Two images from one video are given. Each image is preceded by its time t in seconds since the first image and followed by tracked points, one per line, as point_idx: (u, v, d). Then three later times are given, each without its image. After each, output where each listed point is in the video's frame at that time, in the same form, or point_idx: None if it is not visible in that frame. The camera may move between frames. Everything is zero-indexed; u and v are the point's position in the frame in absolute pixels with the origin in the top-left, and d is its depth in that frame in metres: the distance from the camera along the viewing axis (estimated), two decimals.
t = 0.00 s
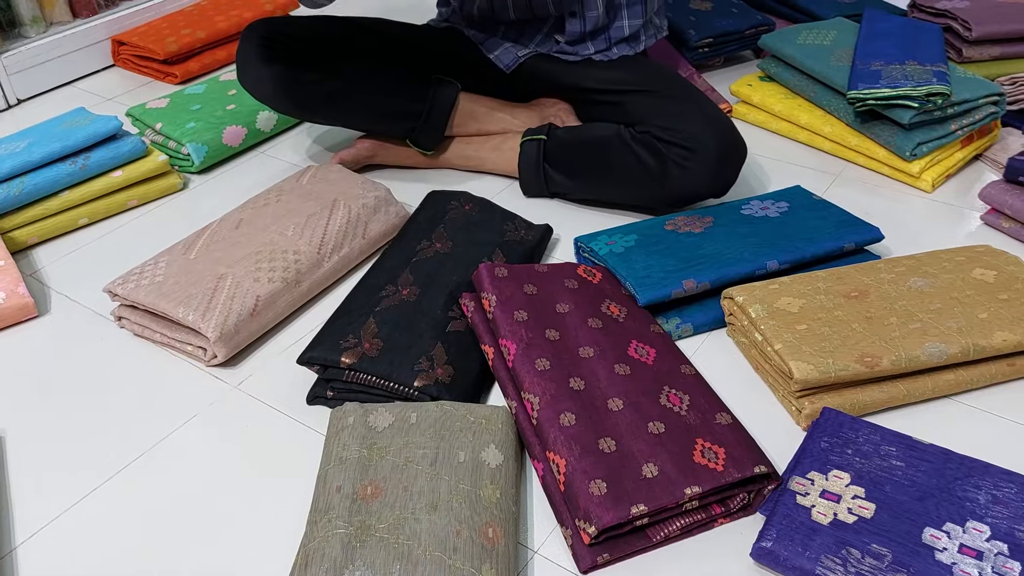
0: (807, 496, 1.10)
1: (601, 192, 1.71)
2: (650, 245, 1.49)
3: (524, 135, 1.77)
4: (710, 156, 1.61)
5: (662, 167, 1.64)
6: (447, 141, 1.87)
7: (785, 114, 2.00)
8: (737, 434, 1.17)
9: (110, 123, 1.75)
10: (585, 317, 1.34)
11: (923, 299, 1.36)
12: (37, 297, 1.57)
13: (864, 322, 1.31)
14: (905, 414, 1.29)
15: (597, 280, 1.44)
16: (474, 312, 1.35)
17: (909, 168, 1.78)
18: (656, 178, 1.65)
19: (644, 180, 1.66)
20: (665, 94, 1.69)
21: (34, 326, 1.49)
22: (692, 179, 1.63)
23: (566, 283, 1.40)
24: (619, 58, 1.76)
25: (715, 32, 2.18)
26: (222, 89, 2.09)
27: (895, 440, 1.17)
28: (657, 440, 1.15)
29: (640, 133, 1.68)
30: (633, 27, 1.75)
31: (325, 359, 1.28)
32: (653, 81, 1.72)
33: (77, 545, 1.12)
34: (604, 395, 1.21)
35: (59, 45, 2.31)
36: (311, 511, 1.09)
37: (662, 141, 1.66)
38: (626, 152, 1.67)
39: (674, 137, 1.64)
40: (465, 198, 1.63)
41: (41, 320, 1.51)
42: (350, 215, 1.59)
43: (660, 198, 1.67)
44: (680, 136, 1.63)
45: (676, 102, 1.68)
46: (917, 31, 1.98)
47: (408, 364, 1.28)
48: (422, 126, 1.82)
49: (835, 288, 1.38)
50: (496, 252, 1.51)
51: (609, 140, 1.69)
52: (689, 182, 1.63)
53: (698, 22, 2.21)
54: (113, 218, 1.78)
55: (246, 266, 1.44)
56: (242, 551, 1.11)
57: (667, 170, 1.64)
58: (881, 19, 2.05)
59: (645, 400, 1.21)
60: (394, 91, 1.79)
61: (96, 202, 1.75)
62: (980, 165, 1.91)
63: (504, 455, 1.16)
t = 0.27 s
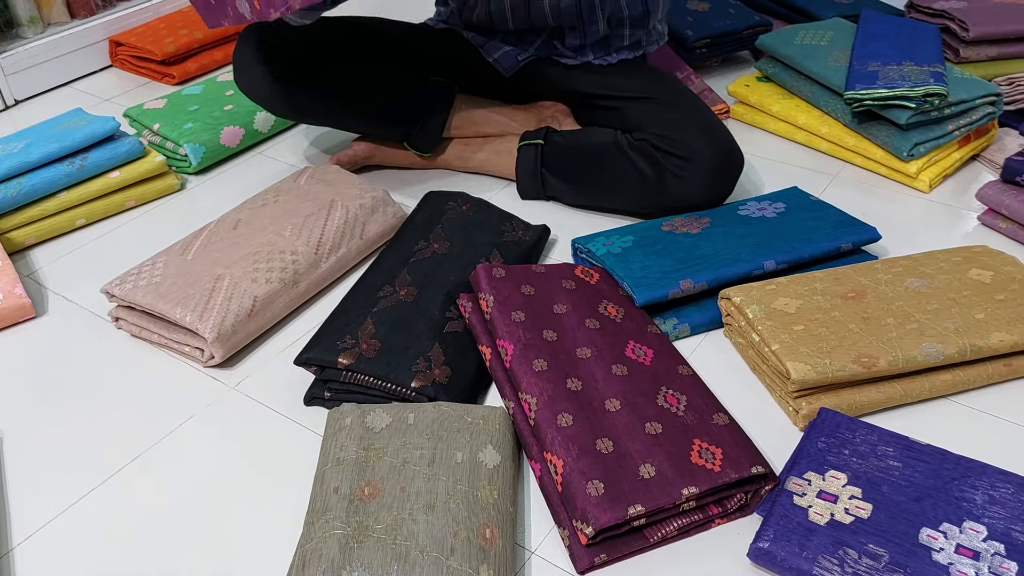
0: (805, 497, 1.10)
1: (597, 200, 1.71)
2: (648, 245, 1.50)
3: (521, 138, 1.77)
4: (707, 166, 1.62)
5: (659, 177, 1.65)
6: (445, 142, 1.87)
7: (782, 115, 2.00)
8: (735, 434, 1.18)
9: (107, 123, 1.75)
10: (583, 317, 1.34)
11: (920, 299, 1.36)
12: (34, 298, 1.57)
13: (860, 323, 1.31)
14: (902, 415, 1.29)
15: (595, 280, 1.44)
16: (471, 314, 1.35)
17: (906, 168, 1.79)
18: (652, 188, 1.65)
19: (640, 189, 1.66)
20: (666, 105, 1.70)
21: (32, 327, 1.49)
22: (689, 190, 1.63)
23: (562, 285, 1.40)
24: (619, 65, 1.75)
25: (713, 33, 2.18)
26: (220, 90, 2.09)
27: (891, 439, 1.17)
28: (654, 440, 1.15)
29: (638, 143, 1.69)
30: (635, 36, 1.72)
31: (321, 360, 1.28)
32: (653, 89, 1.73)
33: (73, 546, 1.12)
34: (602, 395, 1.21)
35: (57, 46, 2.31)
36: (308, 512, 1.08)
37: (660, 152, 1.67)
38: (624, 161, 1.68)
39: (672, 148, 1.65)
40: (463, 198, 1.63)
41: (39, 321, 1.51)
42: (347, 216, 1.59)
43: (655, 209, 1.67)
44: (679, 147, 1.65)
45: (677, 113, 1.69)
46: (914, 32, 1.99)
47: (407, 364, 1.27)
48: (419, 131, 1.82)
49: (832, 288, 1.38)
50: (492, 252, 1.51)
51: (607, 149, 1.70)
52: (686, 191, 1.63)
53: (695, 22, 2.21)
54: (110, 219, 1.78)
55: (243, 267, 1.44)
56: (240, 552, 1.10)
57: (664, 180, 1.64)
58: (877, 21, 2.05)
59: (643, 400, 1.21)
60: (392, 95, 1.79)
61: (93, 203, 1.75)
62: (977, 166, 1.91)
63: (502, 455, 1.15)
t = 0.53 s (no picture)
0: (802, 497, 1.10)
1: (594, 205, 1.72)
2: (645, 246, 1.50)
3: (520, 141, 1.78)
4: (706, 175, 1.62)
5: (657, 184, 1.66)
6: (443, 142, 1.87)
7: (779, 115, 2.00)
8: (732, 434, 1.18)
9: (104, 124, 1.74)
10: (581, 317, 1.34)
11: (917, 300, 1.36)
12: (31, 299, 1.57)
13: (858, 324, 1.31)
14: (900, 415, 1.29)
15: (592, 280, 1.44)
16: (469, 315, 1.35)
17: (903, 169, 1.79)
18: (650, 196, 1.66)
19: (638, 197, 1.67)
20: (666, 113, 1.70)
21: (29, 327, 1.49)
22: (685, 197, 1.63)
23: (559, 286, 1.40)
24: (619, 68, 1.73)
25: (710, 33, 2.18)
26: (217, 90, 2.08)
27: (888, 439, 1.17)
28: (651, 441, 1.15)
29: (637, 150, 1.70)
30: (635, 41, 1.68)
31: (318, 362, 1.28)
32: (653, 94, 1.72)
33: (70, 548, 1.12)
34: (599, 397, 1.21)
35: (54, 46, 2.31)
36: (305, 512, 1.08)
37: (658, 159, 1.67)
38: (622, 168, 1.69)
39: (671, 156, 1.65)
40: (461, 198, 1.63)
41: (36, 321, 1.50)
42: (345, 216, 1.58)
43: (652, 216, 1.67)
44: (677, 156, 1.65)
45: (676, 120, 1.69)
46: (911, 33, 1.99)
47: (405, 364, 1.27)
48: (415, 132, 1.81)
49: (830, 289, 1.38)
50: (490, 252, 1.51)
51: (604, 155, 1.71)
52: (683, 200, 1.63)
53: (693, 23, 2.21)
54: (107, 219, 1.78)
55: (241, 268, 1.44)
56: (237, 553, 1.10)
57: (661, 188, 1.65)
58: (875, 22, 2.05)
59: (640, 401, 1.21)
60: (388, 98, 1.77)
61: (90, 203, 1.74)
62: (974, 166, 1.92)
63: (499, 455, 1.15)
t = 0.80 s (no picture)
0: (800, 496, 1.10)
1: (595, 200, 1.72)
2: (644, 245, 1.50)
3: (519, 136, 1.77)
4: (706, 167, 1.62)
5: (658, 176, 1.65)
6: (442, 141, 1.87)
7: (778, 115, 2.00)
8: (731, 433, 1.18)
9: (103, 123, 1.74)
10: (579, 317, 1.35)
11: (916, 299, 1.36)
12: (30, 298, 1.57)
13: (857, 324, 1.31)
14: (898, 415, 1.29)
15: (592, 280, 1.44)
16: (468, 314, 1.35)
17: (902, 169, 1.79)
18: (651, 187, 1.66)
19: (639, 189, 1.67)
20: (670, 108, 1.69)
21: (27, 327, 1.49)
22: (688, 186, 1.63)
23: (558, 285, 1.40)
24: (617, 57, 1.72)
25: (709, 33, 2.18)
26: (216, 89, 2.08)
27: (886, 439, 1.17)
28: (650, 440, 1.15)
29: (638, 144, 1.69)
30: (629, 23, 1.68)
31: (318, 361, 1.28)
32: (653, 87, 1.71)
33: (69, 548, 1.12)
34: (599, 395, 1.21)
35: (52, 45, 2.31)
36: (304, 512, 1.08)
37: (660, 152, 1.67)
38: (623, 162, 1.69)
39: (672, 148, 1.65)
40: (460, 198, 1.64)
41: (34, 321, 1.50)
42: (344, 215, 1.58)
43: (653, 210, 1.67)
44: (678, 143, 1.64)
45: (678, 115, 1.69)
46: (910, 33, 1.99)
47: (404, 364, 1.27)
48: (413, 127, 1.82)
49: (829, 289, 1.38)
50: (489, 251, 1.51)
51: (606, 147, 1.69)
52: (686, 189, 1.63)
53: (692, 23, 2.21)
54: (106, 218, 1.78)
55: (240, 268, 1.44)
56: (237, 553, 1.10)
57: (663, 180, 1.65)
58: (877, 22, 2.05)
59: (639, 400, 1.21)
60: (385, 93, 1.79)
61: (89, 203, 1.74)
62: (973, 166, 1.92)
63: (498, 454, 1.15)
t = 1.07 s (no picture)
0: (798, 497, 1.10)
1: (594, 177, 1.71)
2: (643, 246, 1.50)
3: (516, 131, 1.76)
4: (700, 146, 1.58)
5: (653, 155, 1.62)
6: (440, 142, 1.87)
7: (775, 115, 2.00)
8: (729, 434, 1.18)
9: (100, 124, 1.74)
10: (577, 317, 1.35)
11: (913, 300, 1.36)
12: (27, 300, 1.56)
13: (855, 324, 1.31)
14: (896, 415, 1.30)
15: (589, 280, 1.44)
16: (466, 315, 1.35)
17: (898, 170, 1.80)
18: (647, 165, 1.63)
19: (636, 167, 1.65)
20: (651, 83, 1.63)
21: (25, 328, 1.49)
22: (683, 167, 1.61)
23: (556, 286, 1.40)
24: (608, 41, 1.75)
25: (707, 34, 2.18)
26: (213, 91, 2.08)
27: (884, 439, 1.17)
28: (649, 441, 1.15)
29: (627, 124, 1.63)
30: None
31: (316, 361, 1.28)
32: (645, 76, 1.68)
33: (67, 549, 1.12)
34: (596, 396, 1.21)
35: (49, 46, 2.30)
36: (302, 513, 1.08)
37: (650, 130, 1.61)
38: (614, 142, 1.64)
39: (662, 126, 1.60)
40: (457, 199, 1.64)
41: (32, 322, 1.50)
42: (342, 216, 1.58)
43: (654, 184, 1.66)
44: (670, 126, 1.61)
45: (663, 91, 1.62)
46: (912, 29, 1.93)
47: (401, 364, 1.27)
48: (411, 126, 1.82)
49: (827, 290, 1.38)
50: (486, 252, 1.51)
51: (598, 136, 1.66)
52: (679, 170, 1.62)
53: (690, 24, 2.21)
54: (104, 219, 1.77)
55: (239, 269, 1.44)
56: (235, 553, 1.10)
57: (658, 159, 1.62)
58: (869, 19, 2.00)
59: (637, 401, 1.21)
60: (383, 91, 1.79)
61: (86, 204, 1.74)
62: (970, 166, 1.92)
63: (496, 455, 1.15)
